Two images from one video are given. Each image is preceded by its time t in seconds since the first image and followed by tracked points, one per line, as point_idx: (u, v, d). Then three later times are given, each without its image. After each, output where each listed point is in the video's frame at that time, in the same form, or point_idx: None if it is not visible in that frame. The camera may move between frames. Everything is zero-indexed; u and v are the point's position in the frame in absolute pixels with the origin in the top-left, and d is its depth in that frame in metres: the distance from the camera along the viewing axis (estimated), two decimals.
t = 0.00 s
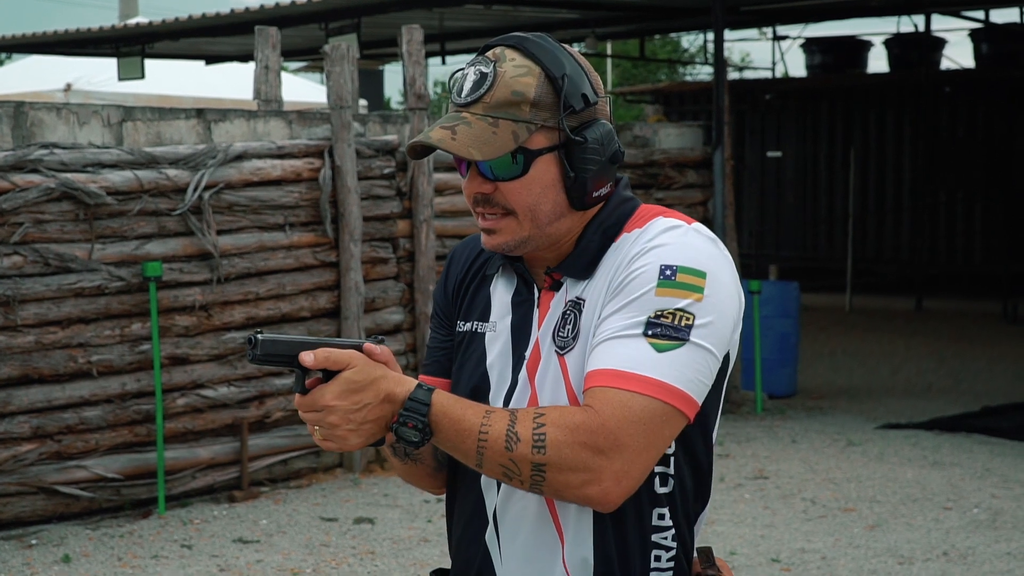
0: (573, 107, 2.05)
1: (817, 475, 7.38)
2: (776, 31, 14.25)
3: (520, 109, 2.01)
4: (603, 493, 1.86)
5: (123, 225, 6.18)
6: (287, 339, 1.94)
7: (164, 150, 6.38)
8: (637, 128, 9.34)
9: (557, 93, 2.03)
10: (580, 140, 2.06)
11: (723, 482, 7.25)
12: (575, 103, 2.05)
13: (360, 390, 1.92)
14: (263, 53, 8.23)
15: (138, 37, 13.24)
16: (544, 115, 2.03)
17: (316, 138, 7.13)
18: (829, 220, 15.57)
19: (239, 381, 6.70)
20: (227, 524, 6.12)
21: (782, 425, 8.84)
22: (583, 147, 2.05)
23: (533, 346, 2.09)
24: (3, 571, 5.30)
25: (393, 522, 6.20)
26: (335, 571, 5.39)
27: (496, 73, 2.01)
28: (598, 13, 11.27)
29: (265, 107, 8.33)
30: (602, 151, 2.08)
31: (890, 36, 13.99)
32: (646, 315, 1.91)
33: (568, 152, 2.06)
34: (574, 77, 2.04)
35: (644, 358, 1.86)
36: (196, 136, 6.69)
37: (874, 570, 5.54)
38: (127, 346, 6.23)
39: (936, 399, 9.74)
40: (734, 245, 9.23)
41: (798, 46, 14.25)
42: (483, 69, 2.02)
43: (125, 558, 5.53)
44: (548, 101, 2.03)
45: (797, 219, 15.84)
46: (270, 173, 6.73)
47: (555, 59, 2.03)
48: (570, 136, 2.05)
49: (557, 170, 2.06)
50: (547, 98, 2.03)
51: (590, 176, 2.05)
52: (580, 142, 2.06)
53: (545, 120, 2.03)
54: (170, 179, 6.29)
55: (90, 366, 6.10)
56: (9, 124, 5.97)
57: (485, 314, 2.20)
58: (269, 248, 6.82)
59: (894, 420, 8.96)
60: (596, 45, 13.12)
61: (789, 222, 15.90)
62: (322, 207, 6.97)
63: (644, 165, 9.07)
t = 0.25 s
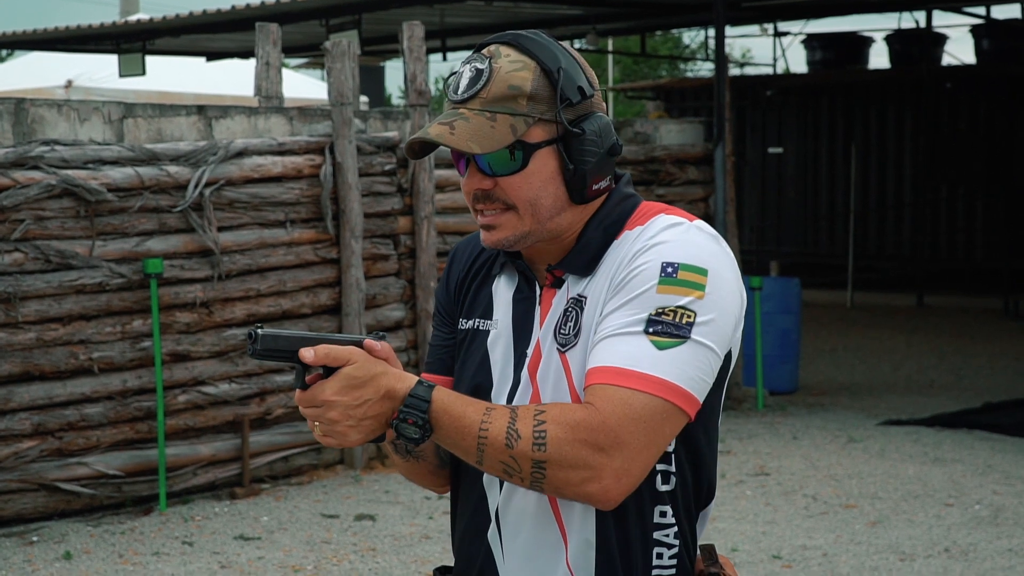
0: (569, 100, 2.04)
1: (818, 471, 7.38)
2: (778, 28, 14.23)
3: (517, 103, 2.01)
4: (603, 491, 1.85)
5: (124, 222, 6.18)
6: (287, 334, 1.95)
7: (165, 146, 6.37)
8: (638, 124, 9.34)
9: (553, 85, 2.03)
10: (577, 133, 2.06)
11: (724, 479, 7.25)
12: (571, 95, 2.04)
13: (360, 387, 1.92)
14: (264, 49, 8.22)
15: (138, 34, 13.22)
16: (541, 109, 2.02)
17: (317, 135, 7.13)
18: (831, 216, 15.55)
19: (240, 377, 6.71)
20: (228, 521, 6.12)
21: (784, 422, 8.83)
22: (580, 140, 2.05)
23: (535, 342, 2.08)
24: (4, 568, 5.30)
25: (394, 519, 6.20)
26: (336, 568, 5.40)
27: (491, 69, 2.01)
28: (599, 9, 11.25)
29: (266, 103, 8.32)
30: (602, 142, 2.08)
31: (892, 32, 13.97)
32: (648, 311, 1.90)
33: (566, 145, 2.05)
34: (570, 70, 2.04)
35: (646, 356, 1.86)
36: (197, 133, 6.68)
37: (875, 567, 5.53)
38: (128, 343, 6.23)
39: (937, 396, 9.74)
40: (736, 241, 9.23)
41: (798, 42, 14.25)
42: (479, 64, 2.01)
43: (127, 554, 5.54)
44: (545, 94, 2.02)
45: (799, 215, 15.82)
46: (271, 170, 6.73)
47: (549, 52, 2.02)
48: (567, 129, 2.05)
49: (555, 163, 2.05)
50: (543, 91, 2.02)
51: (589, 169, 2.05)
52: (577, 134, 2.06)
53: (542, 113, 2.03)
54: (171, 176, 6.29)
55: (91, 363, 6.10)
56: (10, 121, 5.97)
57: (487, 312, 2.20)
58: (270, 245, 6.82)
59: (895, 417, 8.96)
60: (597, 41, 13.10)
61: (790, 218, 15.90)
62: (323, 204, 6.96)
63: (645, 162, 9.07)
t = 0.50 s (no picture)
0: (605, 74, 2.10)
1: (820, 466, 7.37)
2: (780, 22, 14.21)
3: (562, 69, 2.04)
4: (607, 496, 1.85)
5: (124, 217, 6.17)
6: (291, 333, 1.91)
7: (165, 141, 6.36)
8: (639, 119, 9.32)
9: (591, 58, 2.08)
10: (610, 107, 2.12)
11: (725, 474, 7.24)
12: (607, 70, 2.11)
13: (364, 387, 1.91)
14: (265, 43, 8.20)
15: (140, 29, 13.21)
16: (582, 79, 2.07)
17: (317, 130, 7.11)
18: (833, 211, 15.54)
19: (240, 373, 6.70)
20: (229, 517, 6.12)
21: (786, 417, 8.82)
22: (616, 112, 2.11)
23: (537, 340, 2.06)
24: (4, 564, 5.30)
25: (395, 514, 6.19)
26: (337, 563, 5.39)
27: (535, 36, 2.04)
28: (600, 3, 11.23)
29: (266, 98, 8.30)
30: (629, 119, 2.14)
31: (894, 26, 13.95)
32: (656, 316, 1.89)
33: (602, 118, 2.10)
34: (602, 48, 2.11)
35: (654, 361, 1.85)
36: (197, 127, 6.66)
37: (876, 562, 5.53)
38: (128, 338, 6.22)
39: (939, 390, 9.72)
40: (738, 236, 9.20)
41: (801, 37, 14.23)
42: (519, 31, 2.03)
43: (127, 550, 5.53)
44: (585, 65, 2.08)
45: (801, 210, 15.80)
46: (272, 165, 6.72)
47: (584, 28, 2.08)
48: (604, 101, 2.10)
49: (592, 135, 2.09)
50: (581, 63, 2.07)
51: (625, 143, 2.10)
52: (612, 108, 2.12)
53: (584, 83, 2.07)
54: (171, 171, 6.28)
55: (91, 358, 6.09)
56: (9, 116, 5.95)
57: (487, 305, 2.18)
58: (270, 240, 6.81)
59: (897, 412, 8.94)
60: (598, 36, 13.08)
61: (793, 213, 15.89)
62: (324, 199, 6.95)
63: (646, 156, 9.05)
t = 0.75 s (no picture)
0: (618, 61, 2.10)
1: (822, 457, 7.36)
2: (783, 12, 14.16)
3: (583, 56, 2.03)
4: (606, 501, 1.84)
5: (125, 208, 6.16)
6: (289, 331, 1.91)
7: (166, 132, 6.34)
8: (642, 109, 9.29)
9: (605, 45, 2.08)
10: (622, 93, 2.13)
11: (727, 465, 7.23)
12: (619, 57, 2.11)
13: (360, 388, 1.89)
14: (266, 33, 8.17)
15: (142, 19, 13.17)
16: (600, 66, 2.06)
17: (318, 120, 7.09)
18: (836, 202, 15.51)
19: (241, 364, 6.69)
20: (230, 508, 6.11)
21: (788, 408, 8.81)
22: (629, 98, 2.12)
23: (536, 335, 2.04)
24: (5, 555, 5.30)
25: (396, 506, 6.19)
26: (338, 554, 5.39)
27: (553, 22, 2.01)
28: None
29: (267, 88, 8.28)
30: (638, 106, 2.16)
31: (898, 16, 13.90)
32: (661, 320, 1.87)
33: (616, 105, 2.11)
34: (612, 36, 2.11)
35: (660, 366, 1.84)
36: (198, 118, 6.64)
37: (878, 554, 5.51)
38: (129, 329, 6.21)
39: (942, 381, 9.70)
40: (741, 226, 9.18)
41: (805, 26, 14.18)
42: (537, 18, 2.00)
43: (128, 541, 5.53)
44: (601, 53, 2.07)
45: (804, 200, 15.77)
46: (273, 155, 6.70)
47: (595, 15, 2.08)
48: (617, 89, 2.11)
49: (608, 122, 2.09)
50: (597, 50, 2.07)
51: (636, 133, 2.14)
52: (624, 95, 2.13)
53: (601, 70, 2.07)
54: (172, 161, 6.26)
55: (92, 349, 6.08)
56: (10, 106, 5.93)
57: (486, 297, 2.16)
58: (271, 231, 6.79)
59: (900, 403, 8.92)
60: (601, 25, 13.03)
61: (796, 204, 15.86)
62: (326, 189, 6.94)
63: (649, 147, 9.02)
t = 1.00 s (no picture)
0: (602, 54, 2.10)
1: (822, 453, 7.35)
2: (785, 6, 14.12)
3: (565, 50, 2.02)
4: (620, 529, 1.84)
5: (123, 203, 6.15)
6: (266, 325, 1.93)
7: (165, 126, 6.33)
8: (643, 104, 9.27)
9: (587, 38, 2.07)
10: (606, 86, 2.12)
11: (728, 460, 7.22)
12: (602, 50, 2.10)
13: (379, 406, 1.82)
14: (266, 27, 8.15)
15: (144, 13, 13.15)
16: (583, 59, 2.06)
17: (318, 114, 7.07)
18: (839, 196, 15.50)
19: (241, 359, 6.69)
20: (229, 503, 6.11)
21: (789, 403, 8.80)
22: (613, 92, 2.11)
23: (523, 339, 2.03)
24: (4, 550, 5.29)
25: (396, 501, 6.18)
26: (336, 550, 5.38)
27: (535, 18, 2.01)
28: None
29: (267, 83, 8.26)
30: (624, 100, 2.15)
31: (901, 11, 13.87)
32: (663, 345, 1.86)
33: (600, 99, 2.10)
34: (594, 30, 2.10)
35: (665, 395, 1.84)
36: (197, 113, 6.63)
37: (877, 550, 5.51)
38: (128, 325, 6.20)
39: (944, 377, 9.69)
40: (742, 222, 9.16)
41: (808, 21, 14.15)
42: (520, 13, 1.99)
43: (126, 536, 5.52)
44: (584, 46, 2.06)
45: (806, 196, 15.75)
46: (272, 150, 6.68)
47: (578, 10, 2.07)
48: (600, 83, 2.10)
49: (594, 117, 2.08)
50: (580, 43, 2.06)
51: (622, 126, 2.12)
52: (608, 89, 2.12)
53: (585, 63, 2.06)
54: (171, 156, 6.26)
55: (91, 344, 6.08)
56: (9, 101, 5.92)
57: (475, 300, 2.16)
58: (271, 226, 6.78)
59: (901, 398, 8.91)
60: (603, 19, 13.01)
61: (798, 199, 15.85)
62: (325, 183, 6.93)
63: (650, 142, 9.00)
